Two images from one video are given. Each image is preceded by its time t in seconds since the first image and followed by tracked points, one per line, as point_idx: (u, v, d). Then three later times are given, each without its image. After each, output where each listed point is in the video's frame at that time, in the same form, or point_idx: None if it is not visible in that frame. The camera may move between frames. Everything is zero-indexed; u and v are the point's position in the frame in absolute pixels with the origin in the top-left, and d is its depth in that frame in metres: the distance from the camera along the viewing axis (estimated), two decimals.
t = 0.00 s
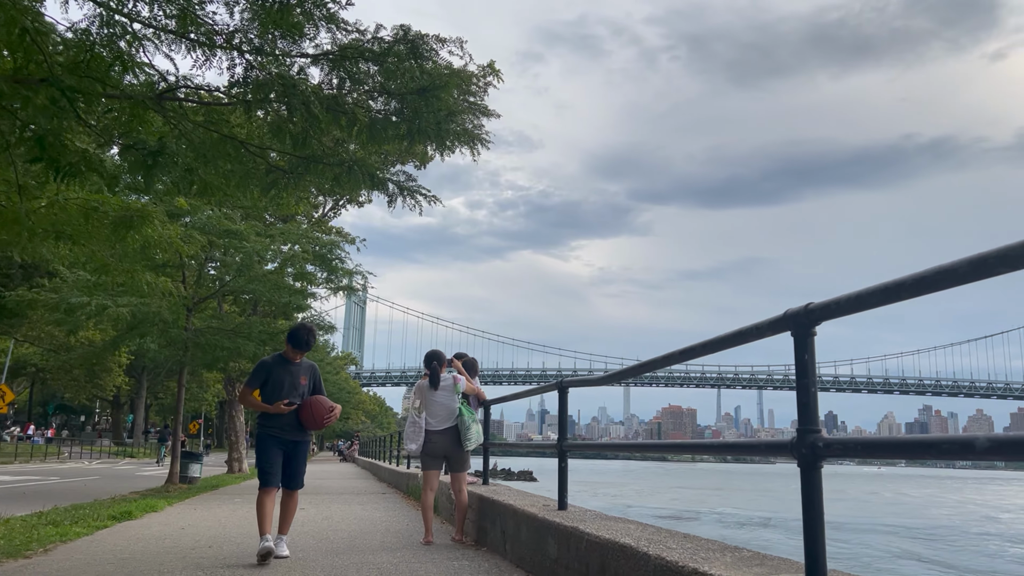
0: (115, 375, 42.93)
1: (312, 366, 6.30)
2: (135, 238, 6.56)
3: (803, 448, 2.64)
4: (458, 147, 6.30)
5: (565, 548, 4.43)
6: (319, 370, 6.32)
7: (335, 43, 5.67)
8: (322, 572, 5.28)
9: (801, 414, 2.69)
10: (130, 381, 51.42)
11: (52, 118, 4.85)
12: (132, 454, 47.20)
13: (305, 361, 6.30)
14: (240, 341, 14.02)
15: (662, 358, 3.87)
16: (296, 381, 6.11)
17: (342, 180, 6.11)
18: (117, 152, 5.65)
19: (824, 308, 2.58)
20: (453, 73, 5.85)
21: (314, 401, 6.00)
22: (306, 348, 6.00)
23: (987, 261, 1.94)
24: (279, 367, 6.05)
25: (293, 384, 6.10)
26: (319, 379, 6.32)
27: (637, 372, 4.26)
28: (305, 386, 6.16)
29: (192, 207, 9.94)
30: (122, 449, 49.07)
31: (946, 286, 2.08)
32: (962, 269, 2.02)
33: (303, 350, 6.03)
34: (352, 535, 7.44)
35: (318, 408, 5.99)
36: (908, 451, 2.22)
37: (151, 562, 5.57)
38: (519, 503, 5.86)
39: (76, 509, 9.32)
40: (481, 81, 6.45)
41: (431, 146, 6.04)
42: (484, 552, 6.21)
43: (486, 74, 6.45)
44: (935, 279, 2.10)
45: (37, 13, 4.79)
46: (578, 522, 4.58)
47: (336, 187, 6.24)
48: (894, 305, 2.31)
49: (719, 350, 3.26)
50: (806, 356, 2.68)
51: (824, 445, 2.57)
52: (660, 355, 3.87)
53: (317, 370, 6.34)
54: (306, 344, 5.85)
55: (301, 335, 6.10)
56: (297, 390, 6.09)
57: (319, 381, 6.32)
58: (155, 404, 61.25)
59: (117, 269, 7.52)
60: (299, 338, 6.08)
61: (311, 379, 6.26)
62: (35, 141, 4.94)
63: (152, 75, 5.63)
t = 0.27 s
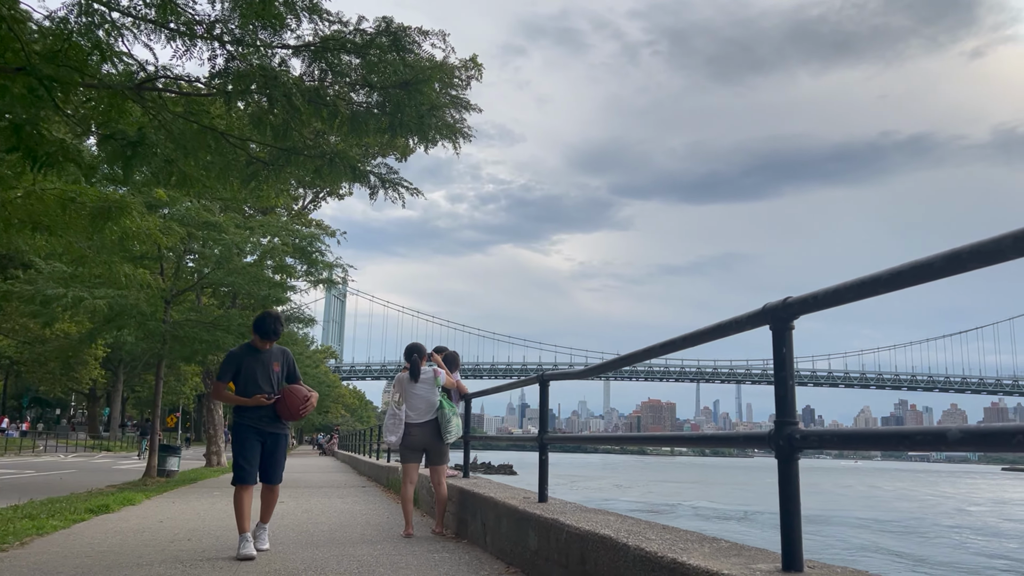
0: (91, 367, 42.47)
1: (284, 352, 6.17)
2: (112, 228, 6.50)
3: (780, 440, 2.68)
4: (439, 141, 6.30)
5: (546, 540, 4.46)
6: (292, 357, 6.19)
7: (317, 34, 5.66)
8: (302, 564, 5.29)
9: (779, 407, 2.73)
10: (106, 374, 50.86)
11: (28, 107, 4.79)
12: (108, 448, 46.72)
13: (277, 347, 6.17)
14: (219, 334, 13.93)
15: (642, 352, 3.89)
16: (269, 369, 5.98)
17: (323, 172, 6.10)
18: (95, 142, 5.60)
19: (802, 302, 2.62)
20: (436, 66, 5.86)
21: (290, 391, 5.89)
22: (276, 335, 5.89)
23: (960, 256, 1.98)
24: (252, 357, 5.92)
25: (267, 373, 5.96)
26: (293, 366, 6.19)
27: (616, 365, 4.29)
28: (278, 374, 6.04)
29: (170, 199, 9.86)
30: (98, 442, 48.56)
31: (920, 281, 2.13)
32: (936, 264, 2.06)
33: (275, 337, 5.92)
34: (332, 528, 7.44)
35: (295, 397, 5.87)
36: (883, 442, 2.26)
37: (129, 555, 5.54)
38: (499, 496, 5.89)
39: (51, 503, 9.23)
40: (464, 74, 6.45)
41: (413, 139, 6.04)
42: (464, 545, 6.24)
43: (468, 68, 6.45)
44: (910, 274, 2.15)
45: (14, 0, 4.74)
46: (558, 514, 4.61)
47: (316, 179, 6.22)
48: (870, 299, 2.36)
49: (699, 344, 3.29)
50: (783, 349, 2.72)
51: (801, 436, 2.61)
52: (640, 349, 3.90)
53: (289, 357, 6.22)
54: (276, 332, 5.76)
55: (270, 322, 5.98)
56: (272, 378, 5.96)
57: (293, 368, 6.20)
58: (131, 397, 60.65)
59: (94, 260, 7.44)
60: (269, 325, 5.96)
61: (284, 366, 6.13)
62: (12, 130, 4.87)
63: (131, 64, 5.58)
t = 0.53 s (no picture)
0: (71, 359, 42.09)
1: (262, 338, 5.99)
2: (95, 219, 6.45)
3: (762, 430, 2.72)
4: (425, 133, 6.30)
5: (530, 530, 4.50)
6: (270, 343, 6.02)
7: (302, 24, 5.64)
8: (287, 555, 5.31)
9: (762, 398, 2.77)
10: (86, 366, 50.41)
11: (9, 96, 4.74)
12: (89, 440, 46.36)
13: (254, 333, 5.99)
14: (201, 326, 13.86)
15: (627, 344, 3.91)
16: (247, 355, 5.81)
17: (309, 163, 6.09)
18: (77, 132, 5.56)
19: (784, 294, 2.66)
20: (421, 57, 5.85)
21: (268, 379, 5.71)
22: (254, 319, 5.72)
23: (941, 249, 2.02)
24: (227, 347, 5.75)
25: (244, 360, 5.79)
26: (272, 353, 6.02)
27: (601, 357, 4.32)
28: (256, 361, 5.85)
29: (152, 189, 9.77)
30: (78, 435, 48.16)
31: (902, 273, 2.16)
32: (917, 257, 2.10)
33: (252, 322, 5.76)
34: (317, 519, 7.45)
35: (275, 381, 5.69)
36: (863, 431, 2.31)
37: (113, 547, 5.53)
38: (485, 486, 5.92)
39: (33, 495, 9.16)
40: (449, 66, 6.44)
41: (399, 130, 6.03)
42: (450, 536, 6.27)
43: (454, 60, 6.45)
44: (892, 267, 2.19)
45: None
46: (543, 505, 4.66)
47: (301, 170, 6.22)
48: (853, 291, 2.39)
49: (683, 335, 3.33)
50: (767, 341, 2.76)
51: (783, 427, 2.65)
52: (625, 341, 3.92)
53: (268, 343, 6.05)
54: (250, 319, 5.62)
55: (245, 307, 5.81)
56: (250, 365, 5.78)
57: (272, 355, 6.02)
58: (113, 389, 60.18)
59: (76, 251, 7.39)
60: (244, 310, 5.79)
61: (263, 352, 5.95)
62: None
63: (113, 53, 5.53)
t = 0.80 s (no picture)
0: (56, 349, 41.79)
1: (242, 326, 5.78)
2: (80, 207, 6.41)
3: (746, 419, 2.76)
4: (412, 124, 6.28)
5: (516, 519, 4.53)
6: (251, 332, 5.81)
7: (289, 13, 5.61)
8: (273, 544, 5.33)
9: (746, 387, 2.80)
10: (71, 356, 50.06)
11: None
12: (74, 430, 46.09)
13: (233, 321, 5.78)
14: (188, 316, 13.80)
15: (613, 335, 3.94)
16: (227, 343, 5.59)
17: (296, 152, 6.08)
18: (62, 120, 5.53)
19: (769, 285, 2.69)
20: (409, 47, 5.85)
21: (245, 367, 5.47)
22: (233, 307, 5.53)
23: (922, 240, 2.05)
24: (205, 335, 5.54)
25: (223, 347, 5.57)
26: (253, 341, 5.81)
27: (587, 348, 4.35)
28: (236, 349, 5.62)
29: (137, 177, 9.71)
30: (63, 425, 47.87)
31: (884, 264, 2.20)
32: (899, 248, 2.13)
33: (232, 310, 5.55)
34: (304, 509, 7.47)
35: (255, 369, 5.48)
36: (845, 420, 2.34)
37: (99, 536, 5.54)
38: (471, 476, 5.96)
39: (18, 485, 9.13)
40: (437, 56, 6.44)
41: (387, 120, 6.02)
42: (436, 525, 6.30)
43: (442, 50, 6.43)
44: (873, 258, 2.22)
45: None
46: (529, 495, 4.69)
47: (288, 159, 6.20)
48: (836, 282, 2.43)
49: (668, 326, 3.36)
50: (751, 331, 2.80)
51: (767, 416, 2.69)
52: (611, 332, 3.95)
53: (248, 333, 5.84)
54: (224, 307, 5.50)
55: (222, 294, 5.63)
56: (229, 352, 5.56)
57: (253, 344, 5.81)
58: (98, 379, 59.81)
59: (61, 240, 7.35)
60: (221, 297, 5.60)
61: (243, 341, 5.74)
62: None
63: (98, 40, 5.49)
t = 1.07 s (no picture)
0: (43, 339, 41.52)
1: (225, 316, 5.35)
2: (67, 197, 6.38)
3: (733, 408, 2.79)
4: (401, 113, 6.27)
5: (505, 508, 4.56)
6: (234, 324, 5.38)
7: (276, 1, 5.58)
8: (262, 533, 5.35)
9: (733, 376, 2.83)
10: (58, 347, 49.76)
11: None
12: (61, 421, 45.85)
13: (216, 310, 5.35)
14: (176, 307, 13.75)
15: (601, 325, 3.96)
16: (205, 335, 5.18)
17: (285, 141, 6.06)
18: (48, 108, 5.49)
19: (756, 275, 2.71)
20: (398, 36, 5.82)
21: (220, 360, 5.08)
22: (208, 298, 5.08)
23: (908, 230, 2.08)
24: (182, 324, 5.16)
25: (200, 341, 5.17)
26: (236, 334, 5.39)
27: (575, 338, 4.37)
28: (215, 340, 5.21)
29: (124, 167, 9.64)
30: (50, 416, 47.62)
31: (870, 254, 2.22)
32: (884, 238, 2.16)
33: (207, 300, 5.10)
34: (293, 498, 7.49)
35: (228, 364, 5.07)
36: (830, 408, 2.38)
37: (87, 526, 5.54)
38: (460, 466, 5.98)
39: (6, 475, 9.11)
40: (426, 45, 6.42)
41: (375, 109, 6.01)
42: (426, 515, 6.33)
43: (431, 39, 6.42)
44: (859, 248, 2.25)
45: None
46: (517, 484, 4.72)
47: (277, 148, 6.19)
48: (822, 271, 2.45)
49: (656, 316, 3.38)
50: (738, 320, 2.82)
51: (753, 404, 2.72)
52: (600, 322, 3.97)
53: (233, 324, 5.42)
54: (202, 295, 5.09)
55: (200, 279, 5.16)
56: (207, 345, 5.15)
57: (237, 336, 5.39)
58: (85, 370, 59.48)
59: (48, 230, 7.30)
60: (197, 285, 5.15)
61: (225, 333, 5.32)
62: None
63: (84, 28, 5.44)
